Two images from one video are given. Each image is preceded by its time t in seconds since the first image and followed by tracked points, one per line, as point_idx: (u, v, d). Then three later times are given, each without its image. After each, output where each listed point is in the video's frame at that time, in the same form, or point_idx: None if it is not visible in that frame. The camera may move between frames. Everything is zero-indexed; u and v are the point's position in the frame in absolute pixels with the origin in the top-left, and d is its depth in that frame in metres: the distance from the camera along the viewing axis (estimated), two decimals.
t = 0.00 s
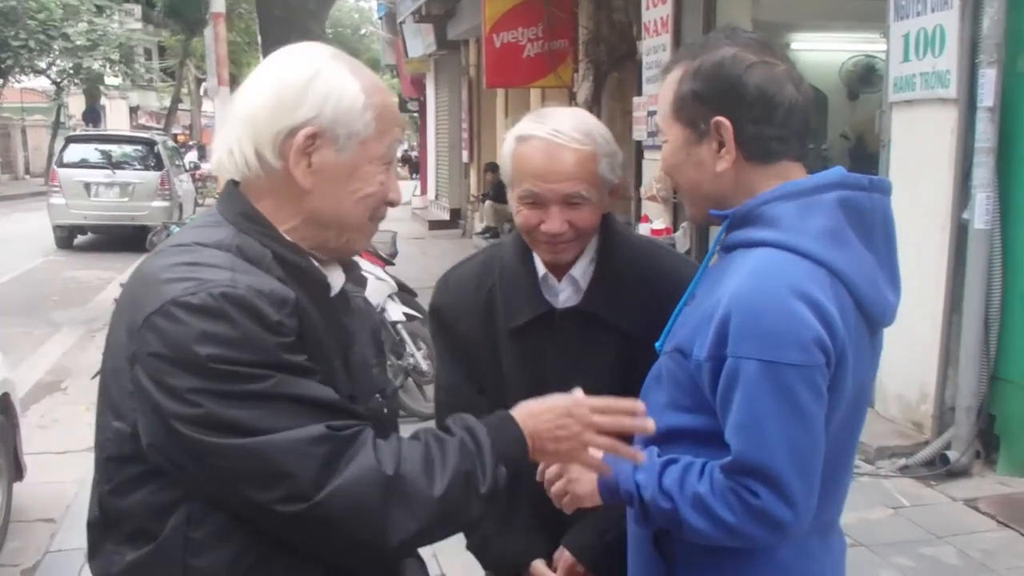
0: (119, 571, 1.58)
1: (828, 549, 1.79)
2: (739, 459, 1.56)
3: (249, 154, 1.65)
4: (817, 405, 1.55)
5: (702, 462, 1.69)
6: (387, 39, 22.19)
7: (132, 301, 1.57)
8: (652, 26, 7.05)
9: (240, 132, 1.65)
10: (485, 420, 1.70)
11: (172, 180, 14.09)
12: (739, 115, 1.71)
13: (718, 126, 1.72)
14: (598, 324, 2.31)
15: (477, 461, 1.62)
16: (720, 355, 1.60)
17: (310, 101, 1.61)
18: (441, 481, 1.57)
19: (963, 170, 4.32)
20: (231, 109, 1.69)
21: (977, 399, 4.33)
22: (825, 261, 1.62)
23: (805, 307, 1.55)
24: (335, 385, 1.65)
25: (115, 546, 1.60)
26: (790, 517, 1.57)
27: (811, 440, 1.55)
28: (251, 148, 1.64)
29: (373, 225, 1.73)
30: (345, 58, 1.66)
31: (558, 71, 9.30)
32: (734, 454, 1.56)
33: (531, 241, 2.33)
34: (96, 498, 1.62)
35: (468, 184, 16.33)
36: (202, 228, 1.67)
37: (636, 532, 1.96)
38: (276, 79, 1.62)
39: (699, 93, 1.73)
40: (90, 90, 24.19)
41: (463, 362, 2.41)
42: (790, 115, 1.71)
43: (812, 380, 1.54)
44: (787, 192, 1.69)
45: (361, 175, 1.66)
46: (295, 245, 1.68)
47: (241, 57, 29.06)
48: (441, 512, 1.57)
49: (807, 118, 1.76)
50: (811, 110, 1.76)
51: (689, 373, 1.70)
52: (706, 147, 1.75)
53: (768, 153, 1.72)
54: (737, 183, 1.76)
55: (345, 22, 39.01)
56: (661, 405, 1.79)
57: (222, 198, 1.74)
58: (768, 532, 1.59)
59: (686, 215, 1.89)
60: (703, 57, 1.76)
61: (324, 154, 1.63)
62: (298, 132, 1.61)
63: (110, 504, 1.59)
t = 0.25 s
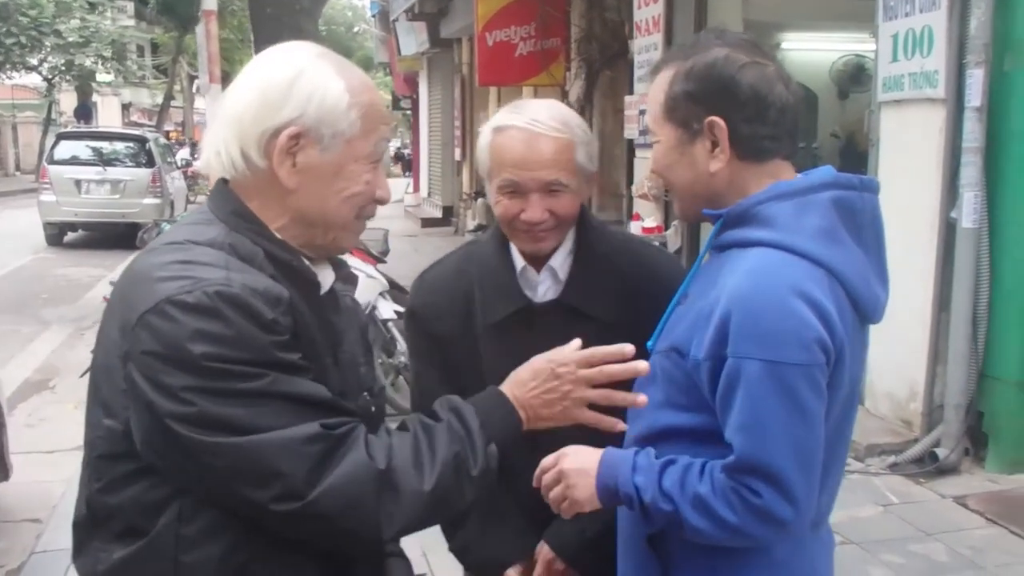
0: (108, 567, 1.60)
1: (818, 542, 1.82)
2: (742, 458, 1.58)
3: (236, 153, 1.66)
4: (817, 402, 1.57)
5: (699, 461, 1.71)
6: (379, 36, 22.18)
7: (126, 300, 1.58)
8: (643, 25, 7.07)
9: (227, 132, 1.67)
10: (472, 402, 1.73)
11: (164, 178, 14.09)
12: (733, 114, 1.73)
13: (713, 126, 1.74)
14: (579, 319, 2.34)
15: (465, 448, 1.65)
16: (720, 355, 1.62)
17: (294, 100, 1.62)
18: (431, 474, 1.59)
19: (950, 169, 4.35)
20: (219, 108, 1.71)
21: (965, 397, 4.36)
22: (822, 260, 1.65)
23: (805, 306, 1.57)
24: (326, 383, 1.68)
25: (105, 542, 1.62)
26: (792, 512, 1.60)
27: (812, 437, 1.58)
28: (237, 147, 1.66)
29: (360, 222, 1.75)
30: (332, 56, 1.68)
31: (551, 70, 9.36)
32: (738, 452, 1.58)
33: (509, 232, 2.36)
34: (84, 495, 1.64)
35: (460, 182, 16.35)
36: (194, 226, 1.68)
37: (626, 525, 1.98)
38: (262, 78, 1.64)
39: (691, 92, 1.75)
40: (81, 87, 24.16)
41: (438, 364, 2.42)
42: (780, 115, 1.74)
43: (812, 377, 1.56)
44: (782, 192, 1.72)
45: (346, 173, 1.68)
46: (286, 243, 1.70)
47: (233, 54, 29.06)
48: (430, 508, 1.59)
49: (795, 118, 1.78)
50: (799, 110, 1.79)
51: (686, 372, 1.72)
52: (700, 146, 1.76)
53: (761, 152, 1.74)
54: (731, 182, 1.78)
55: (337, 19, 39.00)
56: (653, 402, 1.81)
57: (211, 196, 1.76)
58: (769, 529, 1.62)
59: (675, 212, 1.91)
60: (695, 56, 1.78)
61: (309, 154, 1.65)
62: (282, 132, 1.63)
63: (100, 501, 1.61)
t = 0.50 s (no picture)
0: (99, 568, 1.61)
1: (811, 538, 1.85)
2: (742, 457, 1.60)
3: (229, 154, 1.68)
4: (815, 400, 1.59)
5: (696, 459, 1.73)
6: (371, 36, 22.18)
7: (122, 299, 1.59)
8: (635, 25, 7.08)
9: (221, 134, 1.69)
10: (469, 403, 1.75)
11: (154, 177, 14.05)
12: (722, 113, 1.74)
13: (703, 125, 1.75)
14: (565, 313, 2.36)
15: (462, 440, 1.67)
16: (717, 353, 1.64)
17: (285, 101, 1.64)
18: (428, 474, 1.61)
19: (939, 168, 4.37)
20: (212, 111, 1.72)
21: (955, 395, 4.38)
22: (817, 258, 1.67)
23: (803, 304, 1.59)
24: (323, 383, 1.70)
25: (95, 543, 1.63)
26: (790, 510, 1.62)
27: (810, 435, 1.60)
28: (230, 148, 1.67)
29: (352, 221, 1.76)
30: (321, 56, 1.70)
31: (542, 69, 9.38)
32: (737, 451, 1.60)
33: (493, 226, 2.37)
34: (75, 495, 1.65)
35: (452, 181, 16.35)
36: (190, 226, 1.69)
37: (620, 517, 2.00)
38: (253, 80, 1.65)
39: (681, 92, 1.77)
40: (70, 85, 24.12)
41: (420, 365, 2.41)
42: (770, 115, 1.76)
43: (811, 375, 1.58)
44: (776, 191, 1.73)
45: (338, 172, 1.69)
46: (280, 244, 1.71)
47: (224, 52, 29.03)
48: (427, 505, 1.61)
49: (785, 118, 1.80)
50: (787, 111, 1.81)
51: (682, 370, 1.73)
52: (691, 146, 1.77)
53: (752, 151, 1.76)
54: (722, 180, 1.80)
55: (327, 18, 38.98)
56: (648, 401, 1.83)
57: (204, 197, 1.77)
58: (767, 526, 1.64)
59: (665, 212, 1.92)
60: (684, 57, 1.79)
61: (300, 154, 1.66)
62: (273, 133, 1.65)
63: (92, 502, 1.61)
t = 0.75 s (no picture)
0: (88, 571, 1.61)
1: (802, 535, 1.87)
2: (741, 456, 1.62)
3: (223, 158, 1.69)
4: (812, 399, 1.62)
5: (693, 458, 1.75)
6: (361, 36, 22.18)
7: (120, 302, 1.60)
8: (624, 26, 7.10)
9: (215, 139, 1.70)
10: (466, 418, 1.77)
11: (143, 177, 14.03)
12: (714, 114, 1.76)
13: (694, 125, 1.77)
14: (551, 311, 2.37)
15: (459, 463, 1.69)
16: (715, 353, 1.66)
17: (280, 105, 1.65)
18: (425, 483, 1.64)
19: (926, 167, 4.40)
20: (207, 115, 1.73)
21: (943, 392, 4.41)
22: (813, 258, 1.69)
23: (800, 304, 1.61)
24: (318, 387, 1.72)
25: (83, 547, 1.64)
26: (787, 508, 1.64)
27: (806, 434, 1.62)
28: (224, 152, 1.69)
29: (347, 223, 1.78)
30: (314, 60, 1.72)
31: (533, 69, 9.39)
32: (736, 450, 1.62)
33: (477, 222, 2.39)
34: (65, 499, 1.66)
35: (443, 181, 16.37)
36: (185, 229, 1.70)
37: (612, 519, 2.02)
38: (248, 85, 1.67)
39: (672, 93, 1.78)
40: (59, 85, 24.07)
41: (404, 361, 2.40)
42: (761, 115, 1.78)
43: (808, 375, 1.60)
44: (770, 191, 1.75)
45: (333, 176, 1.71)
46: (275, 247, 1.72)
47: (213, 52, 28.99)
48: (424, 511, 1.63)
49: (776, 119, 1.82)
50: (778, 112, 1.83)
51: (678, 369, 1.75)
52: (682, 146, 1.79)
53: (745, 151, 1.78)
54: (713, 182, 1.81)
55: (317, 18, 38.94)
56: (643, 401, 1.84)
57: (198, 201, 1.78)
58: (764, 524, 1.66)
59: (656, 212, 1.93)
60: (675, 59, 1.81)
61: (296, 158, 1.68)
62: (269, 137, 1.66)
63: (82, 505, 1.62)
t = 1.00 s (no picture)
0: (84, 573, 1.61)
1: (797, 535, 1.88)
2: (741, 457, 1.62)
3: (221, 163, 1.69)
4: (812, 400, 1.62)
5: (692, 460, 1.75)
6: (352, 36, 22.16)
7: (121, 305, 1.59)
8: (615, 26, 7.10)
9: (212, 145, 1.70)
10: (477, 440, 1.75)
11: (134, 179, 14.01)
12: (711, 115, 1.76)
13: (691, 127, 1.76)
14: (539, 308, 2.36)
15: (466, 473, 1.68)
16: (715, 354, 1.65)
17: (277, 108, 1.65)
18: (434, 486, 1.63)
19: (916, 166, 4.41)
20: (203, 120, 1.73)
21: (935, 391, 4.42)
22: (812, 260, 1.69)
23: (800, 306, 1.61)
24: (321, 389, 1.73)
25: (79, 548, 1.63)
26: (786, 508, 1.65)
27: (806, 435, 1.63)
28: (221, 157, 1.68)
29: (345, 226, 1.79)
30: (306, 63, 1.72)
31: (524, 69, 9.38)
32: (737, 451, 1.62)
33: (466, 220, 2.38)
34: (61, 501, 1.65)
35: (435, 181, 16.36)
36: (183, 232, 1.69)
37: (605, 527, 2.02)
38: (243, 90, 1.67)
39: (669, 94, 1.78)
40: (49, 86, 24.03)
41: (393, 368, 2.40)
42: (756, 116, 1.78)
43: (808, 377, 1.61)
44: (768, 192, 1.76)
45: (330, 179, 1.71)
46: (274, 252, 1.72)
47: (204, 53, 28.96)
48: (432, 514, 1.63)
49: (769, 121, 1.83)
50: (771, 113, 1.83)
51: (677, 370, 1.75)
52: (678, 147, 1.79)
53: (741, 153, 1.78)
54: (710, 183, 1.81)
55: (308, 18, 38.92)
56: (641, 403, 1.84)
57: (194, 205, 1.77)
58: (763, 525, 1.67)
59: (651, 213, 1.94)
60: (671, 60, 1.81)
61: (293, 161, 1.68)
62: (266, 141, 1.66)
63: (79, 507, 1.61)
